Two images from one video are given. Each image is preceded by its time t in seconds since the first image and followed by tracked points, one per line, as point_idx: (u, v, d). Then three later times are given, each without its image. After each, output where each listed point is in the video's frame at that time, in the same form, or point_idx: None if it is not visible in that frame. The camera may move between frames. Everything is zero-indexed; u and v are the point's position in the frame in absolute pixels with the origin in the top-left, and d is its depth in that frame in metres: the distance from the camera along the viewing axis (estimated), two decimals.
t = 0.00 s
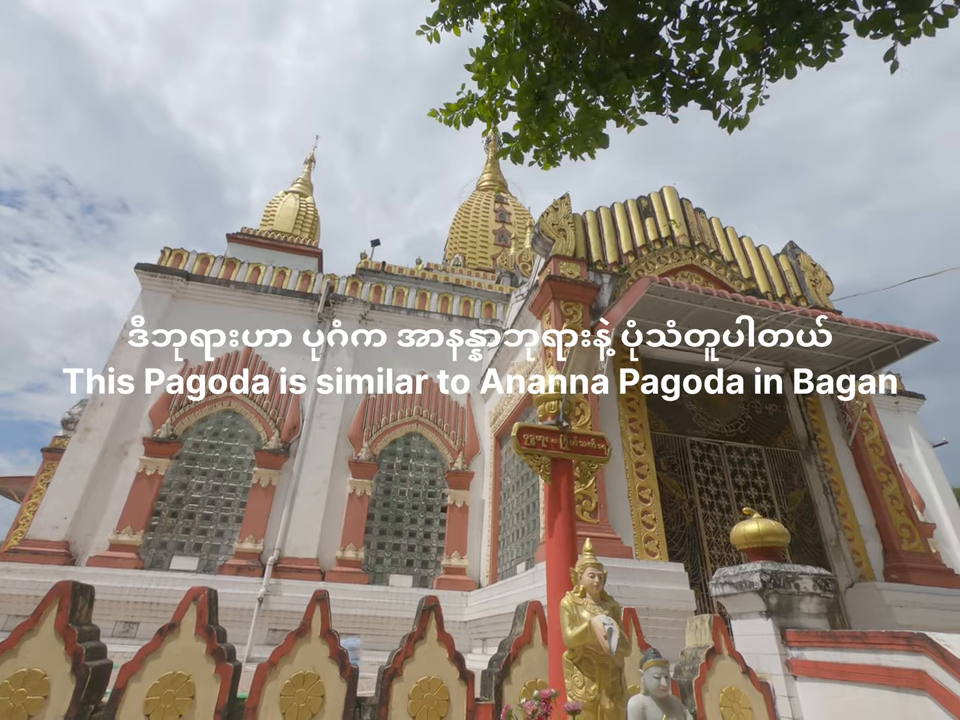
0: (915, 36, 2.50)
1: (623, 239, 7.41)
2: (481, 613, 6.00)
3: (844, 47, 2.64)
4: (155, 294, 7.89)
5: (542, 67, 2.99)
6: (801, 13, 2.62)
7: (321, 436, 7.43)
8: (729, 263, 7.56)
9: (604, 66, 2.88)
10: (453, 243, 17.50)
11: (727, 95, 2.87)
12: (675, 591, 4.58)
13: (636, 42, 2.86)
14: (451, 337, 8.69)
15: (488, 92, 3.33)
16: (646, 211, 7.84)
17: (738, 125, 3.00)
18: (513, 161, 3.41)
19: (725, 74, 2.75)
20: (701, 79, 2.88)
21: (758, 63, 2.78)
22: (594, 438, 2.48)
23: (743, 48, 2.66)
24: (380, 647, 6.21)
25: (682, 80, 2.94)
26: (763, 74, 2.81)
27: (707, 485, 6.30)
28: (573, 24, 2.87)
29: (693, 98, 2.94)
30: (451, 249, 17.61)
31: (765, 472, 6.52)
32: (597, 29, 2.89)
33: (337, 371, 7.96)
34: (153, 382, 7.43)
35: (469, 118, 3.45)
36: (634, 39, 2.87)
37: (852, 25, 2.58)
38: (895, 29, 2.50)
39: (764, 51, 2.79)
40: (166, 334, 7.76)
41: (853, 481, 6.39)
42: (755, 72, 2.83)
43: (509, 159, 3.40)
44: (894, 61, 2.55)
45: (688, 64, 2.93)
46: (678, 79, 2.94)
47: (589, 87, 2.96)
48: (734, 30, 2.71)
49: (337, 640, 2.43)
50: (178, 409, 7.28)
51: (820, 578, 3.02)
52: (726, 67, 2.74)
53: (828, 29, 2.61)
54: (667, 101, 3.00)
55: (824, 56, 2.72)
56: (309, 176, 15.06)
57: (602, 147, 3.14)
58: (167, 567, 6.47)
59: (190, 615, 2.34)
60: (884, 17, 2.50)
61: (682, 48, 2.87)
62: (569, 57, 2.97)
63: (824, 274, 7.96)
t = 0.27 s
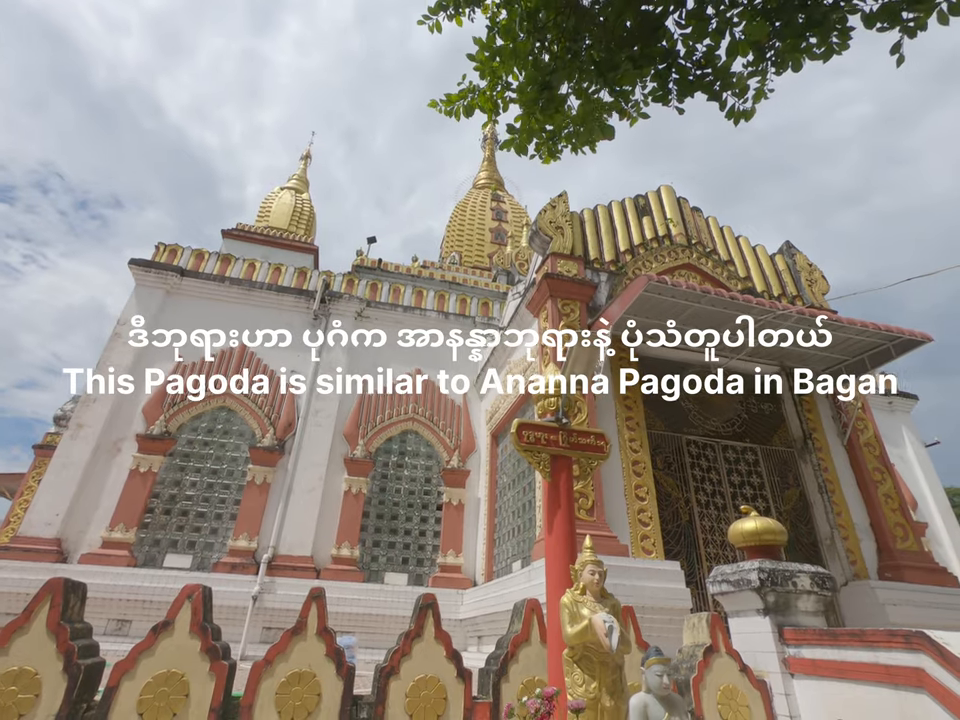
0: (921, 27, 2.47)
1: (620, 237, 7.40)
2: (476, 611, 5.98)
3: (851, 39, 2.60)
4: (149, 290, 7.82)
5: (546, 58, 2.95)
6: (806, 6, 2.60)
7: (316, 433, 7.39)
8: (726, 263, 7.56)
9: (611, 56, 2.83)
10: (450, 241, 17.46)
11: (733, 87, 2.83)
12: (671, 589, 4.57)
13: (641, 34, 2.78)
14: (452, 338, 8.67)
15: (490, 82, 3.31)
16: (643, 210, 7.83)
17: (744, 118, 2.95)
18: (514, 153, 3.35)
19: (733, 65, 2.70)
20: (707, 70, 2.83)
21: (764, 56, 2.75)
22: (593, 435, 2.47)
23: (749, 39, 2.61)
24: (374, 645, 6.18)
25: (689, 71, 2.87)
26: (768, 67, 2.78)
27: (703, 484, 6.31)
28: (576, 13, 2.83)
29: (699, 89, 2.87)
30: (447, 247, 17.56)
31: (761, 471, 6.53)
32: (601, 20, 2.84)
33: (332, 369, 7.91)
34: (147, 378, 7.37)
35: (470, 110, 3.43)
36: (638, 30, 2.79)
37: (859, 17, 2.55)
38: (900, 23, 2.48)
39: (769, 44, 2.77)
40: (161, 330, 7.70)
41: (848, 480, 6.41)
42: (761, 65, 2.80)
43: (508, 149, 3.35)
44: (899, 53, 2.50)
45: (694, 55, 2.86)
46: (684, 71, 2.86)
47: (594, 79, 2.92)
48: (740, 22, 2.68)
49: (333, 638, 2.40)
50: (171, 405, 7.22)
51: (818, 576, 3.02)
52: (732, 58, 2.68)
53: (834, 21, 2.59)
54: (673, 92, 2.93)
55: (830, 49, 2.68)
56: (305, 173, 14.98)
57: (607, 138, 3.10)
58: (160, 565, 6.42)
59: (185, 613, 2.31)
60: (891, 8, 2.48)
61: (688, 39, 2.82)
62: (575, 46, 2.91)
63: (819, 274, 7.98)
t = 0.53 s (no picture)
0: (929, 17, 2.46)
1: (616, 235, 7.38)
2: (470, 609, 5.95)
3: (859, 28, 2.58)
4: (140, 285, 7.73)
5: (549, 42, 2.91)
6: None
7: (309, 431, 7.33)
8: (721, 261, 7.56)
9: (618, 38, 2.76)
10: (444, 239, 17.42)
11: (741, 73, 2.80)
12: (666, 587, 4.55)
13: (649, 17, 2.79)
14: (451, 337, 8.64)
15: (490, 69, 3.26)
16: (639, 208, 7.83)
17: (751, 106, 2.94)
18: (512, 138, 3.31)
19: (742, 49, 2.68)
20: (715, 55, 2.81)
21: (771, 44, 2.75)
22: (592, 430, 2.46)
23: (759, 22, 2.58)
24: (368, 644, 6.14)
25: (697, 55, 2.84)
26: (775, 56, 2.77)
27: (698, 482, 6.31)
28: None
29: (707, 74, 2.84)
30: (442, 244, 17.51)
31: (755, 469, 6.55)
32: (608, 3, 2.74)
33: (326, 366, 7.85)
34: (137, 375, 7.28)
35: (470, 97, 3.40)
36: (645, 14, 2.79)
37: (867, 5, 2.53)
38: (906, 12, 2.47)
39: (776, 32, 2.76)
40: (152, 326, 7.62)
41: (841, 479, 6.43)
42: (767, 53, 2.79)
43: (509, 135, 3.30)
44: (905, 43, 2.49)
45: (703, 39, 2.84)
46: (692, 55, 2.83)
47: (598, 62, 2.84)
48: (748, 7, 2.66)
49: (328, 637, 2.36)
50: (163, 402, 7.14)
51: (815, 573, 3.01)
52: (741, 43, 2.67)
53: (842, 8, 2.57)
54: (680, 77, 2.89)
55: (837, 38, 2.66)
56: (299, 168, 14.89)
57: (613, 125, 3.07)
58: (150, 563, 6.34)
59: (175, 611, 2.26)
60: None
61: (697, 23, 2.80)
62: (576, 27, 2.83)
63: (814, 273, 8.00)
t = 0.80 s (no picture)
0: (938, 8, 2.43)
1: (613, 233, 7.36)
2: (466, 609, 5.91)
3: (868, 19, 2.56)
4: (133, 282, 7.65)
5: (554, 25, 2.83)
6: None
7: (304, 430, 7.27)
8: (718, 260, 7.55)
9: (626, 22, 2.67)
10: (441, 238, 17.37)
11: (750, 61, 2.77)
12: (664, 586, 4.52)
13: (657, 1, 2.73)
14: (448, 336, 8.61)
15: (490, 58, 3.24)
16: (636, 206, 7.80)
17: (759, 95, 2.92)
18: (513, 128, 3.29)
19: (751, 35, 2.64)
20: (723, 42, 2.78)
21: (778, 35, 2.71)
22: (593, 428, 2.44)
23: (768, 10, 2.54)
24: (363, 644, 6.09)
25: (705, 42, 2.80)
26: (781, 46, 2.74)
27: (695, 481, 6.30)
28: None
29: (714, 62, 2.82)
30: (438, 243, 17.46)
31: (752, 469, 6.54)
32: None
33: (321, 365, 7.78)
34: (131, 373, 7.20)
35: (470, 86, 3.37)
36: None
37: None
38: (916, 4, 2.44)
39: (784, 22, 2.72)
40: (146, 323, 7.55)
41: (837, 478, 6.43)
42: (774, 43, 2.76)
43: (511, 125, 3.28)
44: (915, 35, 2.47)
45: (711, 26, 2.81)
46: (700, 42, 2.79)
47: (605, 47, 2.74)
48: None
49: (324, 637, 2.32)
50: (156, 400, 7.07)
51: (815, 572, 2.99)
52: (750, 30, 2.63)
53: None
54: (687, 65, 2.85)
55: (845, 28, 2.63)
56: (295, 165, 14.81)
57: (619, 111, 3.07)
58: (143, 563, 6.28)
59: (168, 612, 2.22)
60: None
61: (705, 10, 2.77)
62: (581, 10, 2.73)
63: (810, 273, 8.01)
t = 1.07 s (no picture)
0: None
1: (611, 233, 7.34)
2: (463, 609, 5.88)
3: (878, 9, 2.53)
4: (127, 281, 7.58)
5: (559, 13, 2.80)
6: None
7: (300, 429, 7.22)
8: (716, 260, 7.54)
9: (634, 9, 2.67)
10: (437, 237, 17.34)
11: (760, 50, 2.74)
12: (662, 586, 4.49)
13: None
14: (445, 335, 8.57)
15: (491, 49, 3.21)
16: (634, 206, 7.79)
17: (769, 85, 2.89)
18: (517, 124, 3.38)
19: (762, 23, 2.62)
20: (732, 31, 2.75)
21: (786, 26, 2.69)
22: (594, 427, 2.41)
23: None
24: (359, 645, 6.05)
25: (714, 30, 2.76)
26: (789, 37, 2.72)
27: (693, 481, 6.28)
28: None
29: (723, 51, 2.79)
30: (435, 243, 17.42)
31: (750, 469, 6.53)
32: None
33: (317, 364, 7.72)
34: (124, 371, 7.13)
35: (469, 76, 3.35)
36: None
37: None
38: None
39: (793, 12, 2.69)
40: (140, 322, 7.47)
41: (835, 477, 6.42)
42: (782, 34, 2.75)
43: (514, 122, 3.38)
44: (925, 26, 2.45)
45: (719, 14, 2.78)
46: (709, 29, 2.76)
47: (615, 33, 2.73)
48: None
49: (320, 640, 2.28)
50: (150, 399, 7.01)
51: (816, 572, 2.96)
52: (760, 18, 2.60)
53: None
54: (696, 53, 2.81)
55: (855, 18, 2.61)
56: (291, 164, 14.75)
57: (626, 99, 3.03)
58: (137, 563, 6.22)
59: (161, 614, 2.17)
60: None
61: None
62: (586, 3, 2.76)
63: (807, 273, 8.01)
